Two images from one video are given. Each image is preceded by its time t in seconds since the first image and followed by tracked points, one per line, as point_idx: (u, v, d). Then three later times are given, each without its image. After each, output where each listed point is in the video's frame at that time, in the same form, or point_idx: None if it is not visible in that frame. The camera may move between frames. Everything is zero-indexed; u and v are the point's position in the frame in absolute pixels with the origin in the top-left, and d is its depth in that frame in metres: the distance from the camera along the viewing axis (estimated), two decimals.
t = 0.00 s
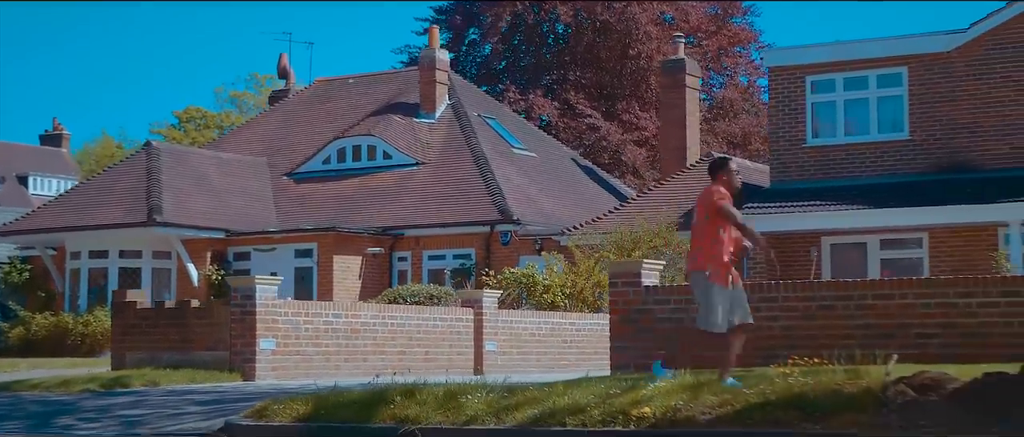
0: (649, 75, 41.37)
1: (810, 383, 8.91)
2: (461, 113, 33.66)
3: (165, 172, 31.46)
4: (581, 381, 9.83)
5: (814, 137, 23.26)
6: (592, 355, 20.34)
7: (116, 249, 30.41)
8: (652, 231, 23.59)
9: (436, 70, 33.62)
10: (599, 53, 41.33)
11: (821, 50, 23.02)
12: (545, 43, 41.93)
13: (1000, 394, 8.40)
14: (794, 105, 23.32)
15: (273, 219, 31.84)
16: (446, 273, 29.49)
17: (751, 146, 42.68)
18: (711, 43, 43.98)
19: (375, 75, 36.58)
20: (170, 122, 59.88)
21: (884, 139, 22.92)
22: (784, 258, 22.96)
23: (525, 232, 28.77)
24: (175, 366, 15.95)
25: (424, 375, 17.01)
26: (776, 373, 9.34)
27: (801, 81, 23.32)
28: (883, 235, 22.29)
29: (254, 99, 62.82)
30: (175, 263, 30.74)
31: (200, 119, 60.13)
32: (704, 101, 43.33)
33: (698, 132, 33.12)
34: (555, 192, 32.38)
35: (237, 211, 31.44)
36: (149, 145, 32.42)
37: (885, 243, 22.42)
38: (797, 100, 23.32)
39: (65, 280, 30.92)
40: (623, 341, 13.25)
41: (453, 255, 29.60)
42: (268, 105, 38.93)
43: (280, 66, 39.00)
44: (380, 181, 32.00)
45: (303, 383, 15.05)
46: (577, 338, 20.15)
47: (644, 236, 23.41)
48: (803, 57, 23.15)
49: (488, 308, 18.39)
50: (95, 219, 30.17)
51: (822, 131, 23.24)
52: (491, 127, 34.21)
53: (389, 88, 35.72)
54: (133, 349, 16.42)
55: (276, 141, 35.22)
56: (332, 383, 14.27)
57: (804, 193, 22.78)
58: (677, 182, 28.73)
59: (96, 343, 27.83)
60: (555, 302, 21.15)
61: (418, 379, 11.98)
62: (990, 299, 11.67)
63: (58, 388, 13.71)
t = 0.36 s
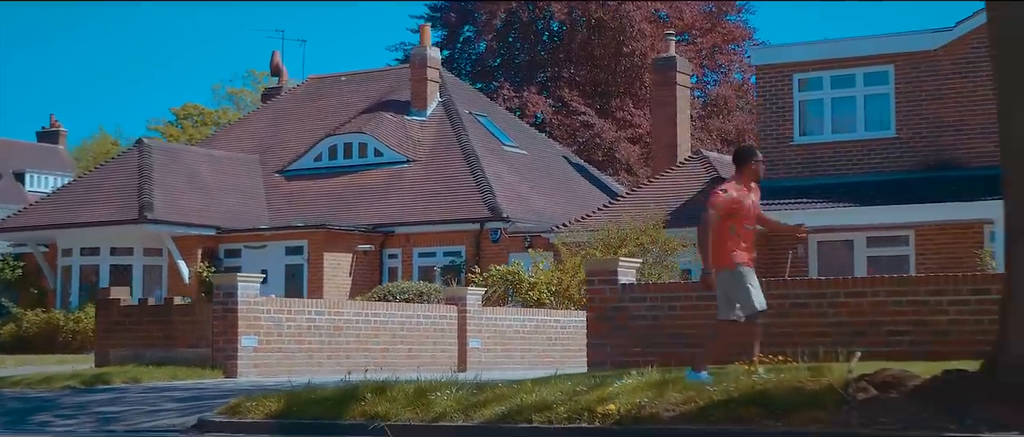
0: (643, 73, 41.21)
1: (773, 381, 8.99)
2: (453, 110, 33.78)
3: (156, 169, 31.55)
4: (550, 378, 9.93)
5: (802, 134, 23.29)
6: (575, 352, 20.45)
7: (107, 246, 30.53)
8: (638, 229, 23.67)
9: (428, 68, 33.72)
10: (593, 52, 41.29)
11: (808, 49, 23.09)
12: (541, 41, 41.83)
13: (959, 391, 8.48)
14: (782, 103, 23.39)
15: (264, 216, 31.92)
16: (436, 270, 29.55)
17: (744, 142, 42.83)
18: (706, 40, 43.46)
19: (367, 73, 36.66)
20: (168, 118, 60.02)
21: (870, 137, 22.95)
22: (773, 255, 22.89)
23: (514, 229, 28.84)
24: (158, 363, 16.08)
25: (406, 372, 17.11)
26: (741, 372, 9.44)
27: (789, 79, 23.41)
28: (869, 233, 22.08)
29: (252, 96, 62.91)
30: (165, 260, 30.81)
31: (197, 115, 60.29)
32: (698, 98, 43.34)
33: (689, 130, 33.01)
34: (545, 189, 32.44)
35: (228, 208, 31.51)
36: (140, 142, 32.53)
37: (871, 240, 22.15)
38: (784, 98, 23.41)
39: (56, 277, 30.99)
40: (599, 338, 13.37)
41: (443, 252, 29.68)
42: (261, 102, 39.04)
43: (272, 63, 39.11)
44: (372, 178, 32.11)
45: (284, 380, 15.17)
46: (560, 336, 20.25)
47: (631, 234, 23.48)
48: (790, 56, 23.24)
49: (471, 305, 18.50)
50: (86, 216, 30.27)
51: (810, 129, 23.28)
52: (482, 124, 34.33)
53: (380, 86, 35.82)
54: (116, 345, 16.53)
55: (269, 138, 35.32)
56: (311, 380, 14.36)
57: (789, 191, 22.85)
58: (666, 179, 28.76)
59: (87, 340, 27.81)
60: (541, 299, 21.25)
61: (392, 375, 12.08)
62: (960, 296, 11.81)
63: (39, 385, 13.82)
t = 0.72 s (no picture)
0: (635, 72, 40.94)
1: (734, 377, 9.12)
2: (442, 108, 33.89)
3: (146, 166, 31.62)
4: (518, 375, 10.03)
5: (787, 133, 23.27)
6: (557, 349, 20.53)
7: (96, 243, 30.63)
8: (623, 227, 23.73)
9: (418, 66, 33.79)
10: (585, 49, 40.70)
11: (792, 48, 22.96)
12: (533, 39, 41.52)
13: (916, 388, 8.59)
14: (767, 102, 23.37)
15: (253, 214, 31.99)
16: (425, 267, 29.59)
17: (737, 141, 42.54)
18: (698, 39, 43.23)
19: (358, 71, 36.72)
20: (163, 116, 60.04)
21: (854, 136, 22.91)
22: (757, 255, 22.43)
23: (502, 227, 28.96)
24: (139, 359, 16.20)
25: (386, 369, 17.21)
26: (705, 368, 9.55)
27: (774, 78, 23.34)
28: (854, 231, 21.77)
29: (247, 92, 62.90)
30: (154, 257, 30.90)
31: (192, 113, 60.30)
32: (691, 96, 43.37)
33: (679, 128, 33.02)
34: (534, 187, 32.55)
35: (217, 205, 31.58)
36: (130, 140, 32.61)
37: (856, 238, 21.85)
38: (769, 98, 23.36)
39: (45, 273, 31.08)
40: (573, 335, 13.51)
41: (431, 250, 29.72)
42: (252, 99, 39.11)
43: (264, 61, 39.19)
44: (361, 175, 32.18)
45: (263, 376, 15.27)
46: (543, 333, 20.32)
47: (616, 233, 23.51)
48: (774, 55, 23.13)
49: (454, 302, 18.50)
50: (75, 213, 30.34)
51: (795, 128, 23.25)
52: (471, 122, 34.43)
53: (370, 83, 35.91)
54: (98, 342, 16.64)
55: (259, 135, 35.41)
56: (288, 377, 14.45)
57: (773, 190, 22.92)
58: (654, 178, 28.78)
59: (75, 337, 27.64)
60: (525, 297, 21.30)
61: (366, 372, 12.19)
62: (930, 294, 11.89)
63: (18, 381, 13.92)
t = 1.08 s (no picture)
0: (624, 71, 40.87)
1: (692, 374, 9.26)
2: (429, 106, 33.95)
3: (131, 164, 31.67)
4: (481, 371, 10.14)
5: (770, 131, 23.22)
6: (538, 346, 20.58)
7: (81, 241, 30.67)
8: (606, 225, 23.77)
9: (403, 64, 33.83)
10: (574, 47, 40.76)
11: (774, 46, 23.03)
12: (523, 37, 41.55)
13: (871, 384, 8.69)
14: (750, 101, 23.30)
15: (239, 211, 32.02)
16: (410, 265, 29.65)
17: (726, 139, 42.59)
18: (688, 37, 43.20)
19: (345, 69, 36.76)
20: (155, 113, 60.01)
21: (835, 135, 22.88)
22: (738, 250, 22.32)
23: (487, 225, 28.96)
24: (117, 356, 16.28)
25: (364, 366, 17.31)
26: (666, 365, 9.69)
27: (757, 77, 23.32)
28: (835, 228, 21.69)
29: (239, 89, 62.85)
30: (140, 254, 30.93)
31: (184, 110, 60.28)
32: (681, 94, 43.01)
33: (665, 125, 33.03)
34: (519, 185, 32.63)
35: (203, 203, 31.62)
36: (116, 137, 32.65)
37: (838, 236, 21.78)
38: (751, 96, 23.33)
39: (31, 270, 31.10)
40: (545, 332, 13.65)
41: (416, 247, 29.78)
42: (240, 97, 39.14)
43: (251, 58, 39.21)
44: (347, 173, 32.23)
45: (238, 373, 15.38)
46: (523, 331, 20.37)
47: (598, 230, 23.55)
48: (758, 53, 23.18)
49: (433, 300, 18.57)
50: (60, 210, 30.38)
51: (777, 126, 23.21)
52: (457, 119, 34.50)
53: (357, 81, 35.94)
54: (76, 340, 16.72)
55: (246, 132, 35.45)
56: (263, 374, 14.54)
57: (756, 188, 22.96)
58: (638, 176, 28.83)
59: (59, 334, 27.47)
60: (506, 294, 21.39)
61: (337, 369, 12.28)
62: (896, 291, 11.99)
63: None
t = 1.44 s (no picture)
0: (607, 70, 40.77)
1: (646, 373, 9.39)
2: (410, 104, 34.00)
3: (111, 161, 31.67)
4: (440, 369, 10.25)
5: (747, 130, 23.20)
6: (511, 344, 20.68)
7: (61, 238, 30.68)
8: (582, 223, 23.85)
9: (385, 62, 33.86)
10: (558, 45, 40.57)
11: (750, 46, 23.01)
12: (507, 35, 41.47)
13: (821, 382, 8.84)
14: (726, 99, 23.21)
15: (219, 208, 32.04)
16: (389, 262, 29.71)
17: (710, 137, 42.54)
18: (672, 34, 43.22)
19: (326, 66, 36.80)
20: (140, 109, 59.92)
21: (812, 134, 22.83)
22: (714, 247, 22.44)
23: (467, 222, 28.98)
24: (89, 353, 16.33)
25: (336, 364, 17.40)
26: (622, 364, 9.82)
27: (734, 75, 23.24)
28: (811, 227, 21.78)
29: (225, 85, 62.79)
30: (119, 251, 30.93)
31: (169, 106, 60.20)
32: (665, 92, 42.99)
33: (646, 123, 33.06)
34: (499, 182, 32.71)
35: (183, 200, 31.64)
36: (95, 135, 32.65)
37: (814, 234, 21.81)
38: (728, 95, 23.22)
39: (10, 267, 31.10)
40: (512, 329, 13.77)
41: (396, 245, 29.85)
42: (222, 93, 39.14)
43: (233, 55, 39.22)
44: (327, 170, 32.28)
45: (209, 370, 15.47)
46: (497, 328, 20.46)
47: (574, 228, 23.64)
48: (736, 52, 23.09)
49: (406, 298, 18.69)
50: (39, 207, 30.37)
51: (754, 125, 23.17)
52: (438, 117, 34.59)
53: (338, 78, 35.98)
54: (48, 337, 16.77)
55: (227, 130, 35.47)
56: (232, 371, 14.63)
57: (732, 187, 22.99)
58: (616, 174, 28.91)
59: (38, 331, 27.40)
60: (482, 291, 21.53)
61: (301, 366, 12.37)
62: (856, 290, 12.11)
63: None
